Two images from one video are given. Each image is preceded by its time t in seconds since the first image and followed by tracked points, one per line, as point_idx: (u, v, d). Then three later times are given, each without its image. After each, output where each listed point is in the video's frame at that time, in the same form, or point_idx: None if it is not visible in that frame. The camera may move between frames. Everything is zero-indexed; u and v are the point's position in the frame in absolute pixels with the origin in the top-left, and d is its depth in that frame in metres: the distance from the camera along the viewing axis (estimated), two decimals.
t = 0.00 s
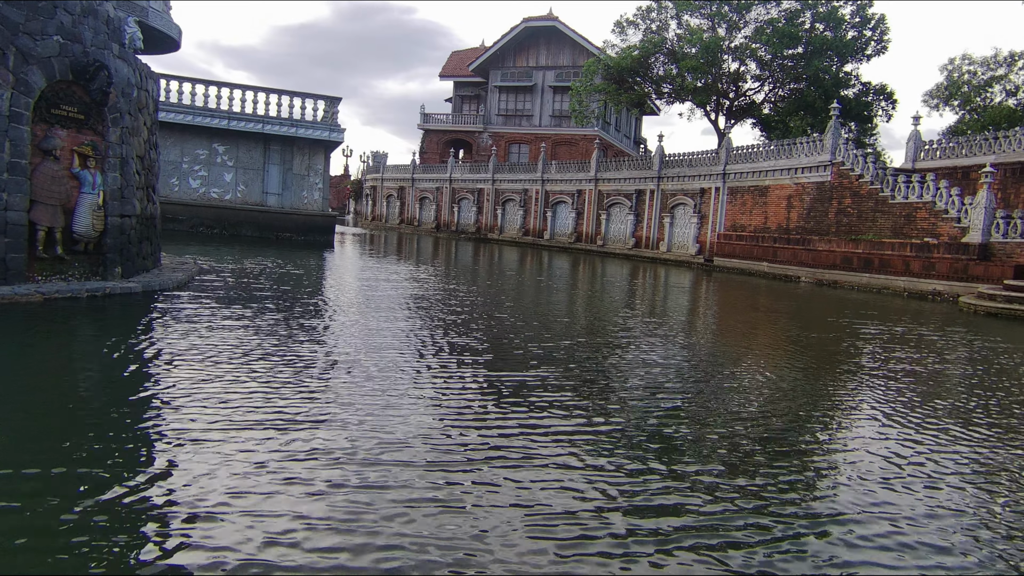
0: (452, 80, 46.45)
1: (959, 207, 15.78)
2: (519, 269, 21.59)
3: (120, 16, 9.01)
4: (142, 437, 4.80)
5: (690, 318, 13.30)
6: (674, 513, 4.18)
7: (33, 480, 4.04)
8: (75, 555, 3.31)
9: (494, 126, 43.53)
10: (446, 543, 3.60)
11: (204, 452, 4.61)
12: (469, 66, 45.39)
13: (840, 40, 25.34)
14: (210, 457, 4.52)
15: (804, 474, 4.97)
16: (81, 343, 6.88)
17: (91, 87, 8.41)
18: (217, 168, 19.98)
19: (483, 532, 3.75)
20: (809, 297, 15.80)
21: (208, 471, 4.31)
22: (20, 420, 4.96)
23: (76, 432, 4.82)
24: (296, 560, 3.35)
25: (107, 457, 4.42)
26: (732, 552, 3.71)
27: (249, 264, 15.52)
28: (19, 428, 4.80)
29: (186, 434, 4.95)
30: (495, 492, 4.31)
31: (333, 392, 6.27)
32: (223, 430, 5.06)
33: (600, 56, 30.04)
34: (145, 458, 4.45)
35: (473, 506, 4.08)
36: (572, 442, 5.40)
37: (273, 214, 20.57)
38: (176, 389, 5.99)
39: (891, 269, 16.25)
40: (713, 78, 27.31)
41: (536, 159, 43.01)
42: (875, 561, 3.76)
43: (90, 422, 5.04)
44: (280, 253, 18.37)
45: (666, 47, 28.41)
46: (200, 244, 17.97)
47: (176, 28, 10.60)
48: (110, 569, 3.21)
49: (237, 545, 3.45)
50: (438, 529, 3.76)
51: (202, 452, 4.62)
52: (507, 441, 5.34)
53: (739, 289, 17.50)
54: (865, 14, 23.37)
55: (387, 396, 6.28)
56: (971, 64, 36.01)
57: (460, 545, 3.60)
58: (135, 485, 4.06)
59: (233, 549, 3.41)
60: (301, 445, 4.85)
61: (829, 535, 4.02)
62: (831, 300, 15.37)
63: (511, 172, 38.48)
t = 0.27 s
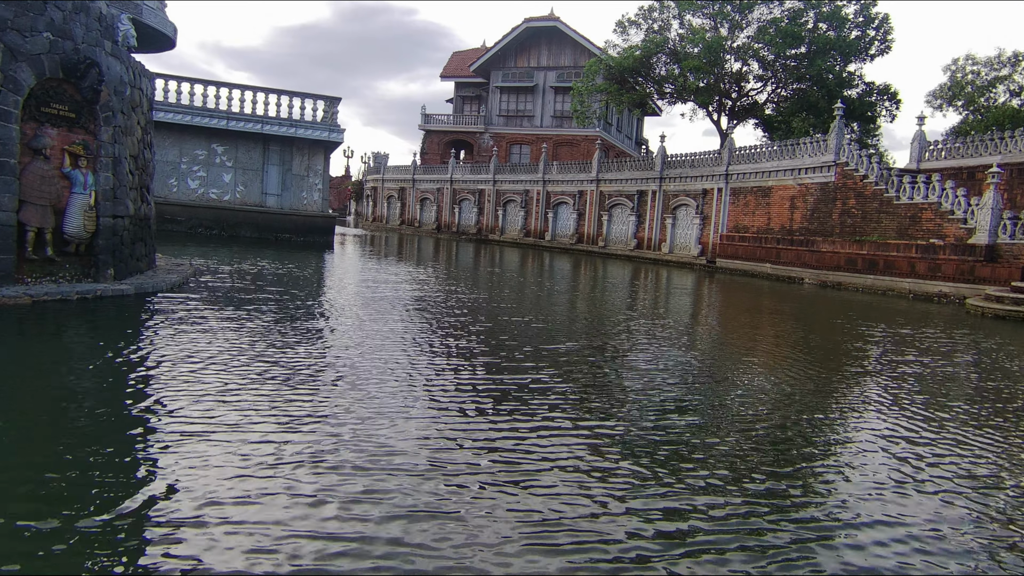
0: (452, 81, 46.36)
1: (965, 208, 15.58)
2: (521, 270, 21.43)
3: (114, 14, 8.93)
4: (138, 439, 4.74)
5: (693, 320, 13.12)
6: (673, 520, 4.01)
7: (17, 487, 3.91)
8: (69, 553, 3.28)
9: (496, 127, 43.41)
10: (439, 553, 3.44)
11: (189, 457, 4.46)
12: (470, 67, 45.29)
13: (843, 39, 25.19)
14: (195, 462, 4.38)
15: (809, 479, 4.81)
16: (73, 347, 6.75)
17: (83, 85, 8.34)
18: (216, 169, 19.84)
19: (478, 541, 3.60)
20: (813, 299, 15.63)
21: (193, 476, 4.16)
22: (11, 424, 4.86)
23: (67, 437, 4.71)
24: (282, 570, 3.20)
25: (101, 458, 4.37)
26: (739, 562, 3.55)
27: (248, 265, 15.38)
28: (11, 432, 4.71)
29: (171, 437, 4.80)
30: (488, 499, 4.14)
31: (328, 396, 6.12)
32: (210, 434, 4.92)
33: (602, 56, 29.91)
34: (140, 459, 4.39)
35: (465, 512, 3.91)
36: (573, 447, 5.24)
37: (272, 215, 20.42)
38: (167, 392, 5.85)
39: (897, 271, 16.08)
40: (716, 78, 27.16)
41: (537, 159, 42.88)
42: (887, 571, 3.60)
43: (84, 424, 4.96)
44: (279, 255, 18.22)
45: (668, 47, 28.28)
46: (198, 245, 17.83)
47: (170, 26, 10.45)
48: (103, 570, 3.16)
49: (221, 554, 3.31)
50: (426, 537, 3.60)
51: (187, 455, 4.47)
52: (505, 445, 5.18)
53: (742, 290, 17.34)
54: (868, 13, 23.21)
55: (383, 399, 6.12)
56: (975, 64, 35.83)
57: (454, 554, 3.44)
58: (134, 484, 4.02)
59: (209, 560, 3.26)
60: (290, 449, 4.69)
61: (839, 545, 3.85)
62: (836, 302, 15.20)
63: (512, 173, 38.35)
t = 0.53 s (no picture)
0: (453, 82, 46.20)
1: (973, 208, 15.37)
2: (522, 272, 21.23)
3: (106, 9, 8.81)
4: (129, 441, 4.62)
5: (696, 322, 12.93)
6: (673, 529, 3.84)
7: None
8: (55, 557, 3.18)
9: (497, 128, 43.25)
10: (426, 565, 3.26)
11: (169, 462, 4.29)
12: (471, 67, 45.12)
13: (847, 39, 24.97)
14: (175, 467, 4.21)
15: (818, 485, 4.64)
16: (61, 350, 6.59)
17: (70, 82, 8.22)
18: (213, 169, 19.67)
19: (468, 552, 3.41)
20: (818, 301, 15.44)
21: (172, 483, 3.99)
22: None
23: (50, 441, 4.54)
24: None
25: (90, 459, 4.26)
26: None
27: (246, 267, 15.22)
28: None
29: (156, 442, 4.65)
30: (480, 506, 3.96)
31: (321, 400, 5.93)
32: (194, 438, 4.75)
33: (605, 56, 29.71)
34: (130, 461, 4.28)
35: (453, 519, 3.74)
36: (573, 452, 5.05)
37: (270, 216, 20.24)
38: (154, 395, 5.68)
39: (903, 273, 15.88)
40: (719, 78, 26.97)
41: (539, 160, 42.68)
42: None
43: (73, 428, 4.82)
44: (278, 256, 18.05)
45: (671, 47, 28.07)
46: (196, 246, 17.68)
47: (162, 22, 10.28)
48: None
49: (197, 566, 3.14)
50: (411, 545, 3.44)
51: (168, 461, 4.31)
52: (503, 450, 4.98)
53: (745, 292, 17.15)
54: (873, 12, 22.98)
55: (378, 403, 5.93)
56: (979, 64, 35.57)
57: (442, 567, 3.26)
58: (120, 487, 3.90)
59: (180, 572, 3.09)
60: (275, 454, 4.52)
61: (849, 557, 3.65)
62: (841, 304, 15.00)
63: (513, 174, 38.16)
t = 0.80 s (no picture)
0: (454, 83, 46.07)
1: (980, 209, 15.17)
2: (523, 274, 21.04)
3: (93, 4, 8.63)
4: (115, 447, 4.43)
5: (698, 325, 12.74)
6: (677, 537, 3.63)
7: None
8: (30, 566, 3.03)
9: (498, 129, 43.10)
10: None
11: (153, 468, 4.09)
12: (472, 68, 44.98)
13: (851, 38, 24.78)
14: (158, 473, 4.02)
15: (831, 492, 4.45)
16: (49, 355, 6.42)
17: (57, 78, 8.04)
18: (211, 170, 19.48)
19: (463, 563, 3.20)
20: (822, 304, 15.23)
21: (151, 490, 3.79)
22: None
23: (33, 448, 4.36)
24: None
25: (79, 463, 4.11)
26: None
27: (244, 269, 15.03)
28: None
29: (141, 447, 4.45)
30: (476, 513, 3.75)
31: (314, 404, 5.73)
32: (181, 443, 4.55)
33: (606, 57, 29.54)
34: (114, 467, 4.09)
35: (446, 525, 3.55)
36: (575, 458, 4.84)
37: (269, 217, 20.05)
38: (143, 400, 5.49)
39: (909, 275, 15.67)
40: (721, 78, 26.79)
41: (540, 161, 42.51)
42: None
43: (59, 433, 4.66)
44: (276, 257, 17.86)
45: (673, 47, 27.89)
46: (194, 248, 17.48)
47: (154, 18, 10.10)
48: None
49: None
50: (401, 554, 3.25)
51: (148, 467, 4.11)
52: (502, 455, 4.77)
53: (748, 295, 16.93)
54: (876, 11, 22.78)
55: (373, 407, 5.72)
56: (983, 65, 35.37)
57: None
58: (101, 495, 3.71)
59: None
60: (262, 458, 4.34)
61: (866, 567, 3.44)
62: (846, 307, 14.79)
63: (514, 175, 37.98)
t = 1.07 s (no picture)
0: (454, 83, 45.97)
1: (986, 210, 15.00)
2: (524, 275, 20.92)
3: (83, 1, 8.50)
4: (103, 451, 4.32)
5: (700, 326, 12.61)
6: (677, 544, 3.48)
7: None
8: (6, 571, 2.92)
9: (499, 129, 42.97)
10: None
11: (137, 473, 3.96)
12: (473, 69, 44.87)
13: (853, 38, 24.63)
14: (142, 478, 3.88)
15: (841, 497, 4.29)
16: (38, 357, 6.30)
17: (46, 75, 7.91)
18: (210, 171, 19.36)
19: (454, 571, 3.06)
20: (826, 306, 15.08)
21: (134, 495, 3.66)
22: None
23: (18, 451, 4.23)
24: None
25: (67, 465, 4.02)
26: None
27: (243, 271, 14.90)
28: None
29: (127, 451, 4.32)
30: (470, 520, 3.60)
31: (308, 408, 5.58)
32: (169, 447, 4.42)
33: (608, 57, 29.41)
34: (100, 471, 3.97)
35: (438, 532, 3.41)
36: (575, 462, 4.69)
37: (268, 218, 19.93)
38: (130, 403, 5.35)
39: (913, 276, 15.52)
40: (723, 78, 26.67)
41: (541, 162, 42.37)
42: None
43: (47, 435, 4.54)
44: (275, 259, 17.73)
45: (675, 47, 27.74)
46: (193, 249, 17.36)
47: (148, 16, 9.98)
48: None
49: None
50: (388, 562, 3.11)
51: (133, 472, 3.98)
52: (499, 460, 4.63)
53: (751, 296, 16.78)
54: (879, 11, 22.63)
55: (369, 411, 5.58)
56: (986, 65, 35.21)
57: None
58: (84, 500, 3.59)
59: None
60: (250, 462, 4.20)
61: None
62: (850, 308, 14.64)
63: (515, 176, 37.85)
